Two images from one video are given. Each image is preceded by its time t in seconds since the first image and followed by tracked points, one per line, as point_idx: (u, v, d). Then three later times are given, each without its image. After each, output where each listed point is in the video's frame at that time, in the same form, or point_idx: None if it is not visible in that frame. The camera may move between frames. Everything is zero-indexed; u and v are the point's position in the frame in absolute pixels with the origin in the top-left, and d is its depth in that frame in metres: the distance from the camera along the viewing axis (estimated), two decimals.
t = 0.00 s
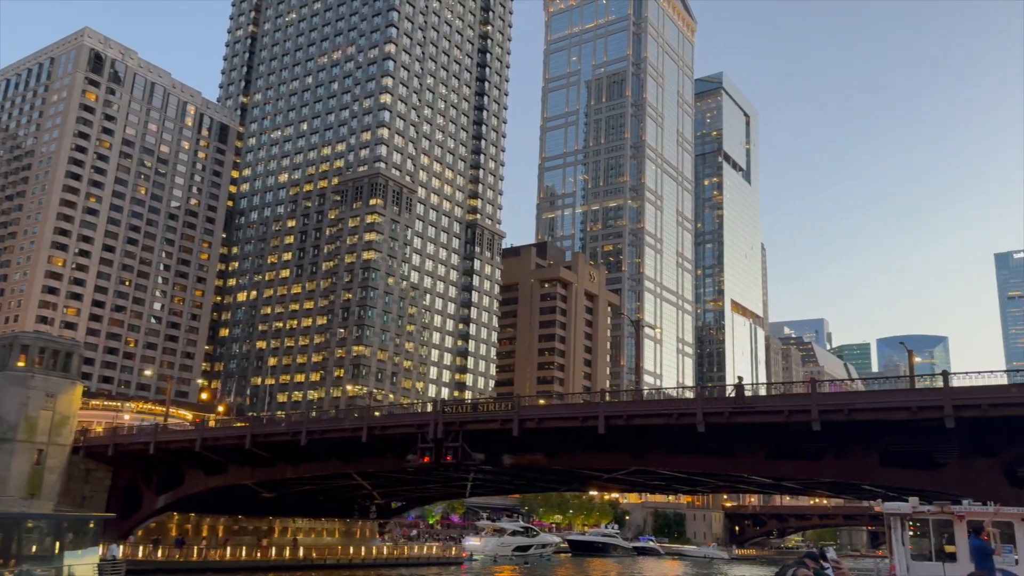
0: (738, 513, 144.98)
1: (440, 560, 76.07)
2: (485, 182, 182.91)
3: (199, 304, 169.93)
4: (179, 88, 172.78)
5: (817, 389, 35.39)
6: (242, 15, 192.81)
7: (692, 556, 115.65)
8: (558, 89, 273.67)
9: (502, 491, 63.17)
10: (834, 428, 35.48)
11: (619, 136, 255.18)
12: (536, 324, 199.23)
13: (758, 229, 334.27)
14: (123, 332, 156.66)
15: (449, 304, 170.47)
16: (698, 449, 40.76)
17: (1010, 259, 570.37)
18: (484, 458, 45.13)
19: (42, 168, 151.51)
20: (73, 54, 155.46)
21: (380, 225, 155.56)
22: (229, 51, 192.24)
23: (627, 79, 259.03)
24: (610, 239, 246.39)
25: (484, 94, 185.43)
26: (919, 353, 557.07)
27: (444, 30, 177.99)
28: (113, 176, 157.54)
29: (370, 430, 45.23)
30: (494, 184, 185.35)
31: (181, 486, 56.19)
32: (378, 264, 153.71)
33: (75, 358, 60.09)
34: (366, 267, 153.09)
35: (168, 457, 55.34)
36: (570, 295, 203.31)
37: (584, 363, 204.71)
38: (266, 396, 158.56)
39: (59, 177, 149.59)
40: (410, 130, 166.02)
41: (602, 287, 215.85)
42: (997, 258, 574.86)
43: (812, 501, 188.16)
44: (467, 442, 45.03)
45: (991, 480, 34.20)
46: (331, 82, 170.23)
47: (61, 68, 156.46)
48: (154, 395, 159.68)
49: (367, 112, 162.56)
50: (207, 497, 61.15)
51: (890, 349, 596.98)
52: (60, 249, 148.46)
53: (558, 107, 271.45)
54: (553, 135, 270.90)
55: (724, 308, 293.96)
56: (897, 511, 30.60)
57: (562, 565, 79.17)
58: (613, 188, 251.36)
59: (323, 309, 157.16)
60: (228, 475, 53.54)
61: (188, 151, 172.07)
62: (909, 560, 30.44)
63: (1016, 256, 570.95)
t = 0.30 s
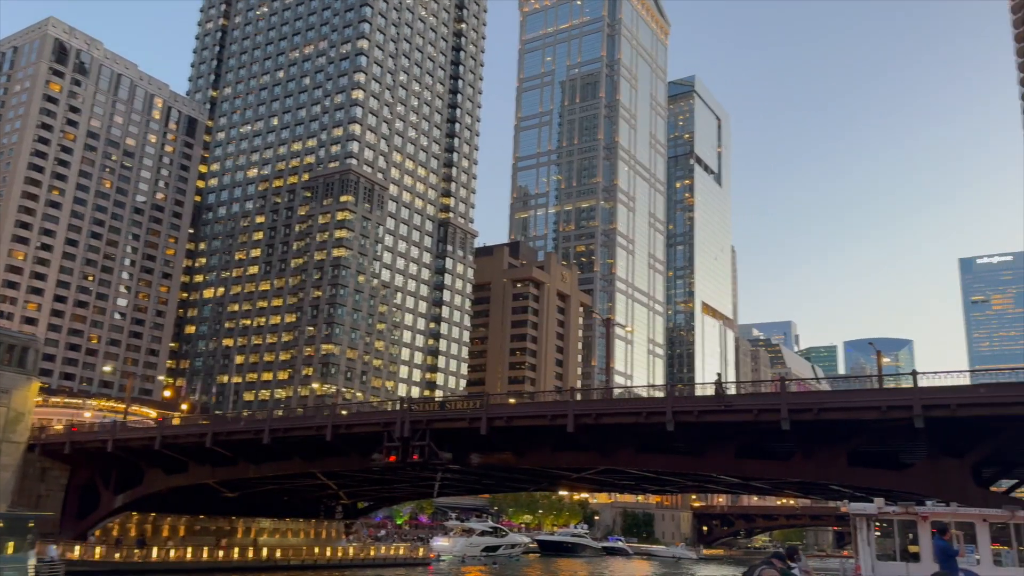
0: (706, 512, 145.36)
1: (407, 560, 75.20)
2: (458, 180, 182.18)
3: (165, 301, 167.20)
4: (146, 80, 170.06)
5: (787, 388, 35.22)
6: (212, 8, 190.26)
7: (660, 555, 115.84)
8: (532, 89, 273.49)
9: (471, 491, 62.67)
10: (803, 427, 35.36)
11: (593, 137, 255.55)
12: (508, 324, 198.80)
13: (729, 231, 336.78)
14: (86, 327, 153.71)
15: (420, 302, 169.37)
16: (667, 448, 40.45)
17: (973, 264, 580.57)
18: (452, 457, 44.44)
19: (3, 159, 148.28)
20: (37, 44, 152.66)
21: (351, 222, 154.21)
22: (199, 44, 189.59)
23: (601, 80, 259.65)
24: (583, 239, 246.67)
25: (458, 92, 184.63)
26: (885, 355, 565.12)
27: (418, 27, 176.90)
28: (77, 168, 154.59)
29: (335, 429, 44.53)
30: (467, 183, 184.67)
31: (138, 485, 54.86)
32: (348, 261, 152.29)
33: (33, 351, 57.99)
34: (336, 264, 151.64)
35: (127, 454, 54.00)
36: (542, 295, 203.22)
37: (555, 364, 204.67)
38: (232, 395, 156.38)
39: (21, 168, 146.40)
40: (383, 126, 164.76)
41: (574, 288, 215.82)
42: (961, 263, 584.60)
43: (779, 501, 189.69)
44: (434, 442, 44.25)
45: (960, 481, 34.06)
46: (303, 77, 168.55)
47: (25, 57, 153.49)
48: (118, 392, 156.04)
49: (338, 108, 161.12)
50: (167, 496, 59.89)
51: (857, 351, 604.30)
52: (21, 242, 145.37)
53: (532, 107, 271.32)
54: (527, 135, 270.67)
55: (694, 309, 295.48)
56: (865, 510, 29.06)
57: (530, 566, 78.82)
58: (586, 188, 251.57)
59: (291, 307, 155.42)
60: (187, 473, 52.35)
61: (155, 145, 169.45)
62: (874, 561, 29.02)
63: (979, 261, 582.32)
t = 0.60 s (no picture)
0: (673, 512, 146.10)
1: (373, 562, 74.14)
2: (430, 178, 181.20)
3: (128, 296, 164.30)
4: (111, 71, 167.12)
5: (755, 387, 35.03)
6: None
7: (627, 556, 115.92)
8: (505, 88, 272.97)
9: (437, 491, 62.00)
10: (772, 426, 35.17)
11: (566, 137, 255.61)
12: (479, 323, 198.14)
13: (699, 233, 338.87)
14: (46, 323, 150.55)
15: (390, 301, 168.01)
16: (634, 447, 40.09)
17: (937, 269, 589.93)
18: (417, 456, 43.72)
19: None
20: None
21: (320, 219, 152.68)
22: (167, 36, 186.58)
23: (574, 81, 259.88)
24: (555, 240, 246.65)
25: (430, 89, 183.59)
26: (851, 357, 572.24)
27: (391, 23, 175.57)
28: (39, 160, 151.47)
29: (297, 427, 43.83)
30: (438, 181, 183.75)
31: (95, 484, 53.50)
32: (317, 258, 150.73)
33: None
34: (305, 261, 149.98)
35: (82, 452, 52.68)
36: (513, 295, 202.85)
37: (526, 363, 204.36)
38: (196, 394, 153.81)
39: None
40: (354, 123, 163.28)
41: (546, 288, 215.55)
42: (925, 268, 593.86)
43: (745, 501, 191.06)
44: (399, 440, 43.49)
45: (927, 480, 33.97)
46: (273, 72, 166.64)
47: None
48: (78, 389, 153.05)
49: (308, 103, 159.48)
50: (125, 495, 58.67)
51: (823, 353, 611.38)
52: None
53: (505, 106, 270.80)
54: (500, 134, 270.07)
55: (664, 311, 296.61)
56: (829, 511, 28.83)
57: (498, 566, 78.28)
58: (558, 189, 251.47)
59: (258, 304, 153.50)
60: (146, 472, 51.16)
61: (120, 137, 166.54)
62: (838, 560, 28.70)
63: (943, 266, 592.03)
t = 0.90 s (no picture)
0: (644, 513, 146.07)
1: (340, 563, 72.95)
2: (404, 176, 180.13)
3: (94, 292, 161.39)
4: (78, 62, 164.15)
5: (728, 386, 34.71)
6: None
7: (597, 556, 115.93)
8: (481, 87, 272.14)
9: (407, 491, 61.25)
10: (744, 425, 34.87)
11: (541, 137, 255.42)
12: (452, 323, 197.29)
13: (672, 235, 340.36)
14: (8, 318, 147.38)
15: (363, 299, 166.64)
16: (607, 446, 39.62)
17: (904, 274, 598.06)
18: (384, 455, 42.91)
19: None
20: None
21: (291, 215, 151.09)
22: (137, 28, 183.66)
23: (550, 82, 259.94)
24: (529, 240, 246.31)
25: (405, 86, 182.50)
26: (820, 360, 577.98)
27: (366, 19, 174.29)
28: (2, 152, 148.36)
29: (261, 425, 42.97)
30: (412, 179, 182.71)
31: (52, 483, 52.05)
32: (288, 255, 149.18)
33: None
34: (275, 258, 148.31)
35: (39, 450, 51.24)
36: (486, 294, 202.27)
37: (499, 363, 203.80)
38: (162, 392, 151.55)
39: None
40: (327, 118, 161.83)
41: (520, 288, 214.97)
42: (893, 273, 602.17)
43: (715, 501, 192.14)
44: (366, 439, 42.72)
45: (899, 479, 33.80)
46: (245, 65, 164.79)
47: None
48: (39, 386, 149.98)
49: (280, 98, 157.81)
50: (84, 495, 57.59)
51: (793, 356, 617.29)
52: None
53: (480, 105, 270.02)
54: (475, 134, 269.25)
55: (637, 312, 297.36)
56: (797, 511, 28.51)
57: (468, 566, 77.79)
58: (533, 189, 251.14)
59: (227, 301, 151.57)
60: (105, 470, 49.88)
61: (86, 129, 163.67)
62: (806, 561, 28.40)
63: (910, 271, 600.44)
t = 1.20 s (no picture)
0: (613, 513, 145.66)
1: (305, 563, 71.82)
2: (376, 173, 178.68)
3: (55, 287, 157.86)
4: (42, 52, 160.92)
5: (698, 384, 34.41)
6: None
7: (566, 556, 115.67)
8: (455, 86, 270.85)
9: (374, 491, 60.30)
10: (715, 425, 34.56)
11: (515, 137, 254.94)
12: (423, 322, 196.06)
13: (643, 237, 341.45)
14: None
15: (332, 297, 165.02)
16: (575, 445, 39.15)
17: (870, 278, 605.48)
18: (348, 454, 42.08)
19: None
20: None
21: (260, 211, 149.16)
22: (104, 19, 180.43)
23: (523, 82, 259.65)
24: (501, 240, 245.63)
25: (377, 83, 181.04)
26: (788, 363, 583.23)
27: (338, 15, 172.64)
28: None
29: (223, 423, 42.03)
30: (384, 176, 181.36)
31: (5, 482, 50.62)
32: (255, 252, 147.28)
33: None
34: (242, 254, 146.35)
35: None
36: (457, 294, 201.30)
37: (470, 363, 202.87)
38: (125, 389, 148.82)
39: None
40: (297, 114, 160.04)
41: (492, 287, 214.01)
42: (859, 277, 608.94)
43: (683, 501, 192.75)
44: (330, 437, 41.90)
45: (868, 480, 33.68)
46: (214, 59, 162.52)
47: None
48: None
49: (250, 92, 155.82)
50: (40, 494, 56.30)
51: (761, 358, 622.57)
52: None
53: (454, 104, 268.87)
54: (448, 132, 267.90)
55: (608, 313, 297.75)
56: (765, 512, 28.14)
57: (436, 567, 76.98)
58: (506, 189, 250.54)
59: (192, 297, 149.28)
60: (61, 468, 48.56)
61: (49, 120, 160.45)
62: (773, 561, 28.06)
63: (876, 275, 608.10)
